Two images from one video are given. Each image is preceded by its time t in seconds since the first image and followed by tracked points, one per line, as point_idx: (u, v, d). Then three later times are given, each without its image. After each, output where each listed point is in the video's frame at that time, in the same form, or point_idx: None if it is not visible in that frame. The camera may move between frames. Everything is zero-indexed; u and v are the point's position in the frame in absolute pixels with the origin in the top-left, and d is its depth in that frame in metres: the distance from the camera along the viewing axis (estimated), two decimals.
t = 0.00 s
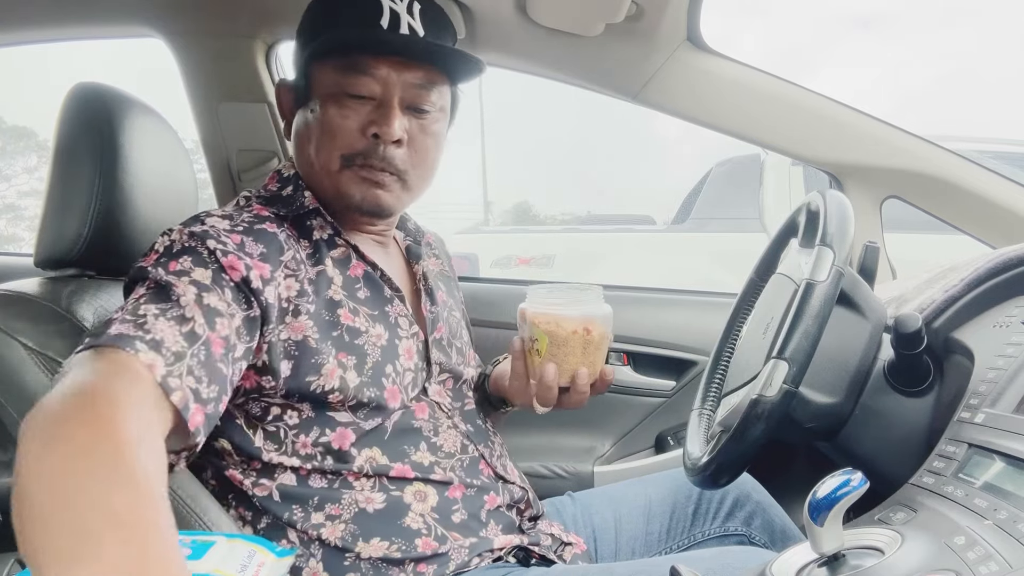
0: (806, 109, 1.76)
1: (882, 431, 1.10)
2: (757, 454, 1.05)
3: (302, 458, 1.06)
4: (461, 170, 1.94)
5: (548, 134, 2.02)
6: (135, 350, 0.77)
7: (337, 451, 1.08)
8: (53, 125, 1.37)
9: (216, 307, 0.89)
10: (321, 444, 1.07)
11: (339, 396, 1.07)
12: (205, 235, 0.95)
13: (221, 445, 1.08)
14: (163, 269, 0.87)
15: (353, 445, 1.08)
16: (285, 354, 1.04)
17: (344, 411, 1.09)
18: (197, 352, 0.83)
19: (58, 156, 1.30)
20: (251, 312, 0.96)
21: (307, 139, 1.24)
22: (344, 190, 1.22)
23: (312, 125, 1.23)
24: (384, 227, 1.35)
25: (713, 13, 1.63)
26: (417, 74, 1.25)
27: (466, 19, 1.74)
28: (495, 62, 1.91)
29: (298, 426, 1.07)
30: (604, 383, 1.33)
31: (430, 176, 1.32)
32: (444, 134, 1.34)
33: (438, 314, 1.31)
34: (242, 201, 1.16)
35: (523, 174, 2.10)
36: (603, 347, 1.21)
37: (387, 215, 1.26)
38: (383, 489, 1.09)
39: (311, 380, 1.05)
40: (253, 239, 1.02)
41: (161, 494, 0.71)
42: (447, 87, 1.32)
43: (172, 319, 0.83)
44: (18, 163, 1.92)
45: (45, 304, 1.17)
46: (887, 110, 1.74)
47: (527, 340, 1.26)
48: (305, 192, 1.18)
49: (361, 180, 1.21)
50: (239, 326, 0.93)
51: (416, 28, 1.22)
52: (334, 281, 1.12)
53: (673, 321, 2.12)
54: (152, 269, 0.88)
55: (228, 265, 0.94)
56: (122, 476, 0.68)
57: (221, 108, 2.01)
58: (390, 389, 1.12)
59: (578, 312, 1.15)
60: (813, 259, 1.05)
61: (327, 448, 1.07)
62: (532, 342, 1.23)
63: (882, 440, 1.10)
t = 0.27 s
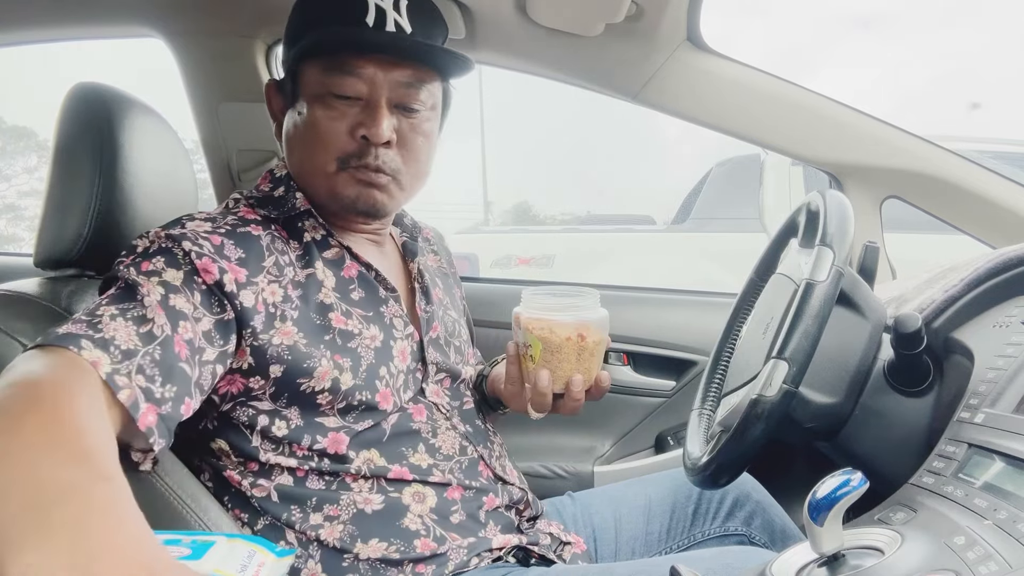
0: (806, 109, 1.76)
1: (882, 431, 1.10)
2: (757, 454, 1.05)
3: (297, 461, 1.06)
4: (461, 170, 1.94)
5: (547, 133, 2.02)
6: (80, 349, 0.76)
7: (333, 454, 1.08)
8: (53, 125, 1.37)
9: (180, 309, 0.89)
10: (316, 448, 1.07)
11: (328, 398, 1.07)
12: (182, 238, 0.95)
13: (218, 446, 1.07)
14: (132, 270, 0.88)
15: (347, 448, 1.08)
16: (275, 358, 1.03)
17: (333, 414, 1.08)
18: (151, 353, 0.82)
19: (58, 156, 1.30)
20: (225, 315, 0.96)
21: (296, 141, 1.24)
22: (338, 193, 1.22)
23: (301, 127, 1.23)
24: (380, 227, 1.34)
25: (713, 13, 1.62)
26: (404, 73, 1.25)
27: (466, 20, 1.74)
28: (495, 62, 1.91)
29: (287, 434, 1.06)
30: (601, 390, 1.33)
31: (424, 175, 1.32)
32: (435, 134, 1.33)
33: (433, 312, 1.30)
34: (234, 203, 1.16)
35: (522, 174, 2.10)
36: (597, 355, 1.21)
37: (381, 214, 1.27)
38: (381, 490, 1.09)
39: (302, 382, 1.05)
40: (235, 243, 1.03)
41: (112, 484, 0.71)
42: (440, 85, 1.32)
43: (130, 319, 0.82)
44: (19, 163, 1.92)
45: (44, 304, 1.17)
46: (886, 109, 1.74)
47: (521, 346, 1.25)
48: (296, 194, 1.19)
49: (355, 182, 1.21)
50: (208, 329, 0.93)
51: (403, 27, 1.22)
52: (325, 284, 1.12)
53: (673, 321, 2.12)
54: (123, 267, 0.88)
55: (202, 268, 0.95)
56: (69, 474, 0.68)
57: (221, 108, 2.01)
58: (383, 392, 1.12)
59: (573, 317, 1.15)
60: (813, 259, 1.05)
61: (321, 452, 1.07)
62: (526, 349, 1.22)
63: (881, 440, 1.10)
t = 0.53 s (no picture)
0: (806, 109, 1.76)
1: (882, 431, 1.10)
2: (756, 454, 1.05)
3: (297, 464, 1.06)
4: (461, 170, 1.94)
5: (547, 133, 2.02)
6: (99, 363, 0.76)
7: (335, 455, 1.08)
8: (53, 125, 1.37)
9: (191, 316, 0.89)
10: (317, 450, 1.07)
11: (330, 403, 1.07)
12: (183, 246, 0.95)
13: (218, 448, 1.07)
14: (138, 282, 0.87)
15: (349, 451, 1.09)
16: (277, 365, 1.02)
17: (333, 418, 1.08)
18: (168, 362, 0.82)
19: (58, 156, 1.30)
20: (232, 321, 0.96)
21: (287, 141, 1.24)
22: (328, 194, 1.22)
23: (292, 127, 1.23)
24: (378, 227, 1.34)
25: (713, 13, 1.62)
26: (396, 70, 1.25)
27: (466, 19, 1.74)
28: (495, 62, 1.91)
29: (288, 436, 1.06)
30: (600, 390, 1.33)
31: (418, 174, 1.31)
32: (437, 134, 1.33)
33: (431, 311, 1.30)
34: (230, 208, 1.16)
35: (522, 174, 2.10)
36: (595, 354, 1.22)
37: (373, 216, 1.27)
38: (382, 490, 1.09)
39: (304, 388, 1.05)
40: (235, 248, 1.02)
41: (122, 510, 0.67)
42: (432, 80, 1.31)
43: (143, 330, 0.82)
44: (19, 163, 1.92)
45: (44, 305, 1.17)
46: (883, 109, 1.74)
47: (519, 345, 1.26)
48: (291, 195, 1.18)
49: (345, 184, 1.21)
50: (217, 336, 0.93)
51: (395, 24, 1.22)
52: (325, 286, 1.12)
53: (673, 321, 2.12)
54: (127, 280, 0.88)
55: (206, 276, 0.94)
56: (72, 501, 0.64)
57: (221, 108, 2.01)
58: (383, 394, 1.12)
59: (570, 317, 1.15)
60: (813, 259, 1.05)
61: (322, 453, 1.08)
62: (525, 349, 1.23)
63: (881, 440, 1.10)
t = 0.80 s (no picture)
0: (806, 109, 1.76)
1: (882, 431, 1.10)
2: (756, 454, 1.05)
3: (298, 468, 1.06)
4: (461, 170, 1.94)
5: (547, 134, 2.02)
6: (124, 375, 0.75)
7: (335, 458, 1.08)
8: (53, 125, 1.37)
9: (205, 323, 0.88)
10: (318, 453, 1.07)
11: (332, 406, 1.07)
12: (189, 250, 0.95)
13: (217, 453, 1.08)
14: (149, 288, 0.87)
15: (350, 453, 1.08)
16: (280, 369, 1.02)
17: (335, 421, 1.08)
18: (188, 373, 0.82)
19: (58, 156, 1.30)
20: (241, 327, 0.96)
21: (287, 141, 1.23)
22: (331, 194, 1.22)
23: (292, 127, 1.23)
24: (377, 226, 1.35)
25: (713, 13, 1.63)
26: (396, 68, 1.25)
27: (466, 19, 1.74)
28: (495, 62, 1.91)
29: (289, 440, 1.06)
30: (599, 389, 1.33)
31: (419, 171, 1.31)
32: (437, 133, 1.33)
33: (429, 310, 1.30)
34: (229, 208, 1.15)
35: (522, 174, 2.10)
36: (595, 354, 1.22)
37: (376, 215, 1.28)
38: (384, 493, 1.09)
39: (305, 394, 1.05)
40: (240, 251, 1.02)
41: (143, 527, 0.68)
42: (431, 78, 1.31)
43: (161, 339, 0.82)
44: (19, 163, 1.92)
45: (44, 305, 1.16)
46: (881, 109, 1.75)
47: (518, 346, 1.26)
48: (290, 195, 1.17)
49: (349, 185, 1.21)
50: (230, 342, 0.93)
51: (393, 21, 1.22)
52: (326, 287, 1.12)
53: (673, 321, 2.12)
54: (138, 286, 0.87)
55: (215, 281, 0.94)
56: (101, 528, 0.65)
57: (221, 108, 2.01)
58: (385, 397, 1.12)
59: (570, 317, 1.15)
60: (813, 259, 1.05)
61: (323, 457, 1.08)
62: (524, 350, 1.23)
63: (882, 441, 1.10)
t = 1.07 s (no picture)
0: (806, 109, 1.76)
1: (882, 431, 1.10)
2: (757, 453, 1.05)
3: (296, 471, 1.07)
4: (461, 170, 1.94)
5: (547, 134, 2.02)
6: (132, 384, 0.77)
7: (334, 461, 1.08)
8: (53, 125, 1.37)
9: (210, 330, 0.89)
10: (316, 456, 1.07)
11: (330, 410, 1.07)
12: (192, 254, 0.96)
13: (216, 454, 1.08)
14: (152, 294, 0.88)
15: (349, 457, 1.08)
16: (278, 372, 1.02)
17: (333, 424, 1.09)
18: (195, 380, 0.84)
19: (58, 156, 1.30)
20: (244, 332, 0.96)
21: (287, 141, 1.23)
22: (328, 196, 1.22)
23: (292, 127, 1.23)
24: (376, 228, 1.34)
25: (713, 13, 1.63)
26: (399, 70, 1.25)
27: (466, 20, 1.74)
28: (495, 62, 1.92)
29: (287, 443, 1.06)
30: (598, 395, 1.32)
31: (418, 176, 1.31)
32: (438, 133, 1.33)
33: (428, 312, 1.29)
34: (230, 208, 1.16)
35: (522, 174, 2.10)
36: (593, 360, 1.21)
37: (373, 215, 1.27)
38: (383, 495, 1.09)
39: (303, 397, 1.05)
40: (242, 254, 1.02)
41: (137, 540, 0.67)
42: (434, 80, 1.31)
43: (167, 346, 0.83)
44: (19, 163, 1.92)
45: (45, 305, 1.16)
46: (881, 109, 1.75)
47: (517, 350, 1.26)
48: (290, 198, 1.17)
49: (345, 185, 1.21)
50: (234, 347, 0.94)
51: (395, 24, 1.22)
52: (326, 290, 1.12)
53: (673, 321, 2.12)
54: (142, 292, 0.88)
55: (217, 285, 0.94)
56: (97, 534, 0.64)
57: (221, 108, 2.01)
58: (383, 400, 1.12)
59: (569, 322, 1.15)
60: (813, 259, 1.05)
61: (321, 459, 1.07)
62: (522, 354, 1.23)
63: (882, 441, 1.10)
